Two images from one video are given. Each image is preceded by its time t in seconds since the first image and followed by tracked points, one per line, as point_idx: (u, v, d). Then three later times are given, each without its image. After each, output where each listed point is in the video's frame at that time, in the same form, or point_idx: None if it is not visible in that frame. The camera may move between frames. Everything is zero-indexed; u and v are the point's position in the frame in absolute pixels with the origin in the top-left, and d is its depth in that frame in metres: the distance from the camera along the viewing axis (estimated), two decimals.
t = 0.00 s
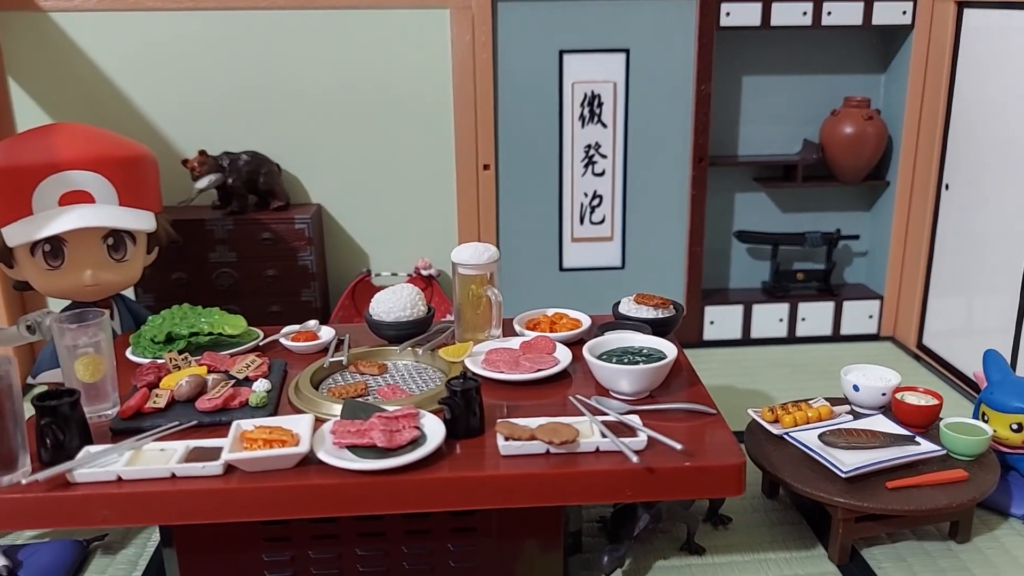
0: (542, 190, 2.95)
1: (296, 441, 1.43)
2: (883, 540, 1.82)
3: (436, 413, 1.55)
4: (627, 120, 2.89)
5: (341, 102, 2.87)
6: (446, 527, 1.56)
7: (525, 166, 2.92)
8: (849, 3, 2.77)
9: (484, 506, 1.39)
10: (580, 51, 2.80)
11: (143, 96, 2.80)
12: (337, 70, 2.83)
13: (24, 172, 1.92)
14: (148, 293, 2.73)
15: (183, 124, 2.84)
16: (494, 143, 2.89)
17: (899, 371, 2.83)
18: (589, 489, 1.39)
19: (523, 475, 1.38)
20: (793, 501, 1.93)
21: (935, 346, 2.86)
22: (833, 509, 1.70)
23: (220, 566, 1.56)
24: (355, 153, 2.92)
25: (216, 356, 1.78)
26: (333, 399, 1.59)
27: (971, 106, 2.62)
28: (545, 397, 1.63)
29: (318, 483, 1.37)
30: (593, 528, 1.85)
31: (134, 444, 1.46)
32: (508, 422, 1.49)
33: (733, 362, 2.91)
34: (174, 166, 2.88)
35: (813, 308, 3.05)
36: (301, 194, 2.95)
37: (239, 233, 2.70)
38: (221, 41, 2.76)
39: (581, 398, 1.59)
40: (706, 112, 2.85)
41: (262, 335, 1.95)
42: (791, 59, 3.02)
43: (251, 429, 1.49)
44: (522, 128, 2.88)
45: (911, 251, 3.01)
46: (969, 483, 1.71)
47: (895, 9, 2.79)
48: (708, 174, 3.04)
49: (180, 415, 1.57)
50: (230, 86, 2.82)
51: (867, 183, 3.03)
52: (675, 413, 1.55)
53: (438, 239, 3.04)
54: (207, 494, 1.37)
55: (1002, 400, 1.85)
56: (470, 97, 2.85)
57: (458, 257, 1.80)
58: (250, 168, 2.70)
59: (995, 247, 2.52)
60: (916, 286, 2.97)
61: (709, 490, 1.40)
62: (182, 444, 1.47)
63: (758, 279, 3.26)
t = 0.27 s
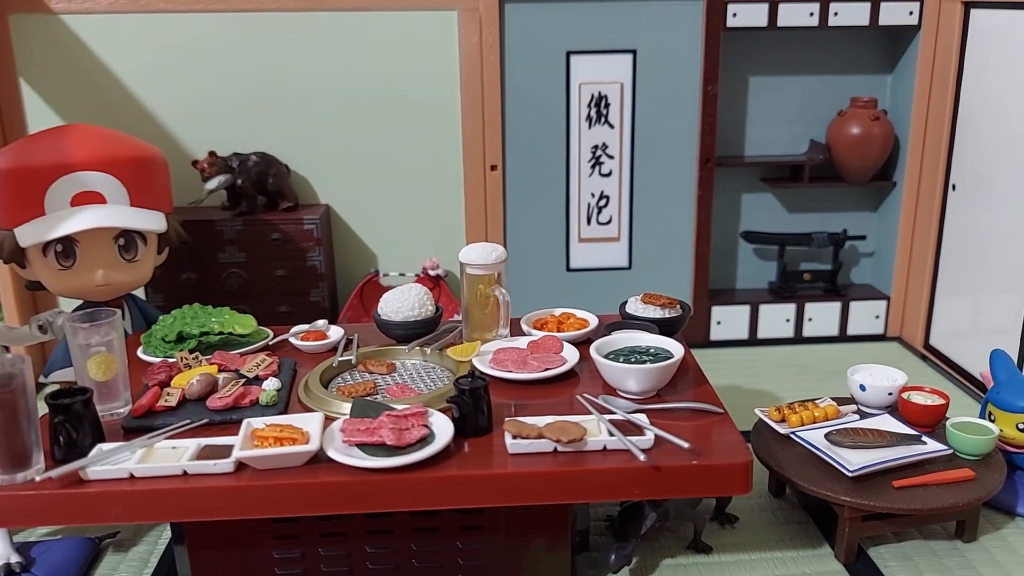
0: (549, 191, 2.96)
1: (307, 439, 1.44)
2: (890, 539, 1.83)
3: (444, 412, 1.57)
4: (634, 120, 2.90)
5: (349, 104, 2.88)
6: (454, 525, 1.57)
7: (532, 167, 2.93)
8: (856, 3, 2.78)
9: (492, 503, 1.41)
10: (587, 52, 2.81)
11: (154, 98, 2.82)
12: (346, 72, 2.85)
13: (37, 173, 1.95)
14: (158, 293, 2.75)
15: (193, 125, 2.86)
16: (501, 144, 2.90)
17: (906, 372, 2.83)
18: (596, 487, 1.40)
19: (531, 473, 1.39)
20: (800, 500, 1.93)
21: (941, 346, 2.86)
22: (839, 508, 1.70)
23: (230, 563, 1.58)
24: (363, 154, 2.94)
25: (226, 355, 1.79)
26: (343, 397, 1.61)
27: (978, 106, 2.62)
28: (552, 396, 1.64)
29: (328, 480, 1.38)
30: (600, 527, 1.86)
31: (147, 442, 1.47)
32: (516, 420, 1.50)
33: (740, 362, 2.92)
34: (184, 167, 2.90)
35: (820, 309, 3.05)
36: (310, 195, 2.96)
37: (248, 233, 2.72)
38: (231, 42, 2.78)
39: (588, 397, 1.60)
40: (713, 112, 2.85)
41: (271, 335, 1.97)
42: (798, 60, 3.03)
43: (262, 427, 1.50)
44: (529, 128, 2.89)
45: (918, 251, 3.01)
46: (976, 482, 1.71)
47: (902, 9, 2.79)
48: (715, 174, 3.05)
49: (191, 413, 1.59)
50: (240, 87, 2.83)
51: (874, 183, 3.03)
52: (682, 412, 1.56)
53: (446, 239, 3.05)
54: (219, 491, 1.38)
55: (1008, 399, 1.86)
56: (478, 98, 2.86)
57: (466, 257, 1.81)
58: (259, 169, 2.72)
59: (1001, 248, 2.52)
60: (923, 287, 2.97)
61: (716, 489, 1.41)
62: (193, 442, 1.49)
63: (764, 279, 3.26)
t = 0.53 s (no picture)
0: (554, 191, 2.97)
1: (313, 437, 1.45)
2: (894, 538, 1.83)
3: (450, 411, 1.58)
4: (639, 120, 2.90)
5: (355, 104, 2.89)
6: (459, 523, 1.58)
7: (537, 167, 2.94)
8: (860, 4, 2.78)
9: (498, 502, 1.41)
10: (592, 53, 2.82)
11: (160, 98, 2.84)
12: (351, 72, 2.86)
13: (45, 173, 1.96)
14: (164, 292, 2.76)
15: (200, 125, 2.87)
16: (506, 144, 2.91)
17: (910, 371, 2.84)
18: (601, 486, 1.41)
19: (536, 472, 1.39)
20: (804, 499, 1.94)
21: (946, 346, 2.86)
22: (844, 507, 1.71)
23: (237, 560, 1.59)
24: (368, 154, 2.95)
25: (233, 354, 1.80)
26: (349, 396, 1.61)
27: (983, 106, 2.62)
28: (557, 395, 1.64)
29: (335, 479, 1.39)
30: (605, 525, 1.87)
31: (154, 440, 1.48)
32: (521, 419, 1.51)
33: (744, 362, 2.92)
34: (190, 168, 2.91)
35: (824, 309, 3.05)
36: (315, 195, 2.97)
37: (254, 233, 2.73)
38: (238, 43, 2.80)
39: (593, 396, 1.61)
40: (717, 112, 2.86)
41: (278, 334, 1.98)
42: (802, 60, 3.03)
43: (268, 425, 1.51)
44: (534, 129, 2.90)
45: (922, 251, 3.01)
46: (980, 481, 1.72)
47: (907, 10, 2.80)
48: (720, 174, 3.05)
49: (198, 412, 1.60)
50: (246, 88, 2.85)
51: (878, 183, 3.03)
52: (686, 411, 1.57)
53: (451, 239, 3.06)
54: (226, 489, 1.39)
55: (1013, 399, 1.86)
56: (483, 98, 2.87)
57: (472, 257, 1.82)
58: (265, 169, 2.73)
59: (1006, 248, 2.52)
60: (928, 287, 2.97)
61: (720, 487, 1.41)
62: (200, 440, 1.50)
63: (769, 279, 3.27)
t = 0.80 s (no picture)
0: (557, 191, 2.97)
1: (316, 437, 1.45)
2: (898, 538, 1.83)
3: (453, 410, 1.58)
4: (642, 120, 2.90)
5: (358, 104, 2.90)
6: (463, 523, 1.58)
7: (540, 167, 2.94)
8: (864, 3, 2.77)
9: (501, 502, 1.41)
10: (595, 52, 2.82)
11: (164, 98, 2.84)
12: (355, 72, 2.86)
13: (49, 173, 1.96)
14: (168, 292, 2.76)
15: (203, 125, 2.88)
16: (509, 144, 2.91)
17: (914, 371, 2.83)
18: (604, 486, 1.41)
19: (540, 471, 1.39)
20: (808, 499, 1.94)
21: (950, 346, 2.85)
22: (847, 507, 1.70)
23: (241, 559, 1.59)
24: (372, 154, 2.95)
25: (237, 354, 1.81)
26: (352, 396, 1.62)
27: (987, 106, 2.62)
28: (560, 395, 1.64)
29: (338, 478, 1.39)
30: (608, 526, 1.87)
31: (158, 440, 1.48)
32: (524, 419, 1.51)
33: (747, 362, 2.92)
34: (194, 168, 2.92)
35: (828, 309, 3.05)
36: (319, 194, 2.98)
37: (258, 233, 2.73)
38: (241, 43, 2.80)
39: (596, 396, 1.61)
40: (721, 112, 2.85)
41: (281, 334, 1.98)
42: (806, 60, 3.03)
43: (272, 425, 1.51)
44: (537, 129, 2.90)
45: (926, 251, 3.00)
46: (984, 481, 1.71)
47: (911, 9, 2.79)
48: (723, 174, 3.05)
49: (202, 411, 1.60)
50: (249, 88, 2.85)
51: (882, 183, 3.03)
52: (690, 411, 1.57)
53: (454, 239, 3.06)
54: (230, 489, 1.39)
55: (1017, 399, 1.86)
56: (486, 98, 2.87)
57: (475, 257, 1.82)
58: (269, 169, 2.74)
59: (1011, 248, 2.51)
60: (932, 287, 2.96)
61: (724, 487, 1.41)
62: (204, 440, 1.50)
63: (772, 279, 3.26)
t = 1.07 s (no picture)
0: (563, 191, 2.97)
1: (323, 435, 1.46)
2: (903, 538, 1.83)
3: (459, 409, 1.58)
4: (648, 120, 2.90)
5: (364, 104, 2.91)
6: (468, 521, 1.59)
7: (546, 168, 2.95)
8: (870, 3, 2.77)
9: (507, 501, 1.42)
10: (601, 53, 2.83)
11: (172, 99, 2.86)
12: (361, 73, 2.87)
13: (58, 173, 1.97)
14: (176, 291, 2.78)
15: (210, 126, 2.89)
16: (515, 145, 2.92)
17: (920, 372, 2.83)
18: (609, 485, 1.41)
19: (545, 471, 1.40)
20: (813, 499, 1.94)
21: (956, 346, 2.85)
22: (853, 508, 1.71)
23: (248, 557, 1.60)
24: (378, 154, 2.96)
25: (244, 353, 1.81)
26: (359, 395, 1.62)
27: (993, 106, 2.62)
28: (565, 394, 1.65)
29: (345, 476, 1.40)
30: (613, 525, 1.87)
31: (166, 437, 1.49)
32: (530, 418, 1.51)
33: (753, 362, 2.92)
34: (201, 168, 2.93)
35: (834, 309, 3.05)
36: (325, 194, 2.99)
37: (265, 233, 2.75)
38: (248, 44, 2.81)
39: (601, 396, 1.61)
40: (727, 113, 2.86)
41: (288, 333, 2.00)
42: (811, 60, 3.03)
43: (279, 423, 1.52)
44: (543, 130, 2.91)
45: (932, 251, 3.00)
46: (989, 482, 1.71)
47: (917, 10, 2.79)
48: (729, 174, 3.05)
49: (210, 410, 1.61)
50: (256, 88, 2.86)
51: (888, 184, 3.02)
52: (695, 411, 1.57)
53: (460, 239, 3.07)
54: (237, 487, 1.40)
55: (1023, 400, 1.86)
56: (492, 98, 2.88)
57: (481, 257, 1.82)
58: (276, 169, 2.75)
59: (1017, 248, 2.51)
60: (938, 287, 2.96)
61: (729, 486, 1.42)
62: (212, 438, 1.51)
63: (778, 279, 3.26)
